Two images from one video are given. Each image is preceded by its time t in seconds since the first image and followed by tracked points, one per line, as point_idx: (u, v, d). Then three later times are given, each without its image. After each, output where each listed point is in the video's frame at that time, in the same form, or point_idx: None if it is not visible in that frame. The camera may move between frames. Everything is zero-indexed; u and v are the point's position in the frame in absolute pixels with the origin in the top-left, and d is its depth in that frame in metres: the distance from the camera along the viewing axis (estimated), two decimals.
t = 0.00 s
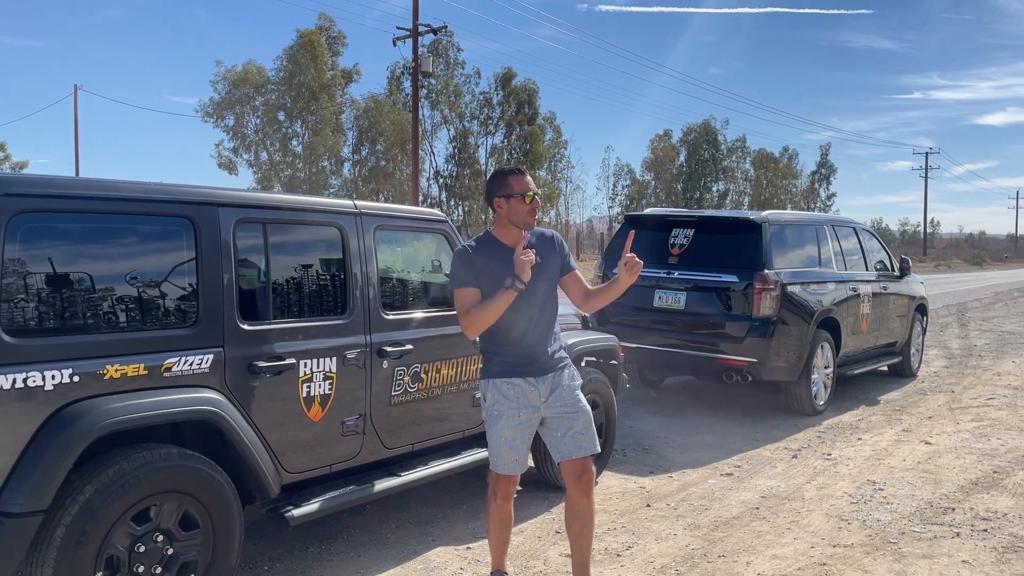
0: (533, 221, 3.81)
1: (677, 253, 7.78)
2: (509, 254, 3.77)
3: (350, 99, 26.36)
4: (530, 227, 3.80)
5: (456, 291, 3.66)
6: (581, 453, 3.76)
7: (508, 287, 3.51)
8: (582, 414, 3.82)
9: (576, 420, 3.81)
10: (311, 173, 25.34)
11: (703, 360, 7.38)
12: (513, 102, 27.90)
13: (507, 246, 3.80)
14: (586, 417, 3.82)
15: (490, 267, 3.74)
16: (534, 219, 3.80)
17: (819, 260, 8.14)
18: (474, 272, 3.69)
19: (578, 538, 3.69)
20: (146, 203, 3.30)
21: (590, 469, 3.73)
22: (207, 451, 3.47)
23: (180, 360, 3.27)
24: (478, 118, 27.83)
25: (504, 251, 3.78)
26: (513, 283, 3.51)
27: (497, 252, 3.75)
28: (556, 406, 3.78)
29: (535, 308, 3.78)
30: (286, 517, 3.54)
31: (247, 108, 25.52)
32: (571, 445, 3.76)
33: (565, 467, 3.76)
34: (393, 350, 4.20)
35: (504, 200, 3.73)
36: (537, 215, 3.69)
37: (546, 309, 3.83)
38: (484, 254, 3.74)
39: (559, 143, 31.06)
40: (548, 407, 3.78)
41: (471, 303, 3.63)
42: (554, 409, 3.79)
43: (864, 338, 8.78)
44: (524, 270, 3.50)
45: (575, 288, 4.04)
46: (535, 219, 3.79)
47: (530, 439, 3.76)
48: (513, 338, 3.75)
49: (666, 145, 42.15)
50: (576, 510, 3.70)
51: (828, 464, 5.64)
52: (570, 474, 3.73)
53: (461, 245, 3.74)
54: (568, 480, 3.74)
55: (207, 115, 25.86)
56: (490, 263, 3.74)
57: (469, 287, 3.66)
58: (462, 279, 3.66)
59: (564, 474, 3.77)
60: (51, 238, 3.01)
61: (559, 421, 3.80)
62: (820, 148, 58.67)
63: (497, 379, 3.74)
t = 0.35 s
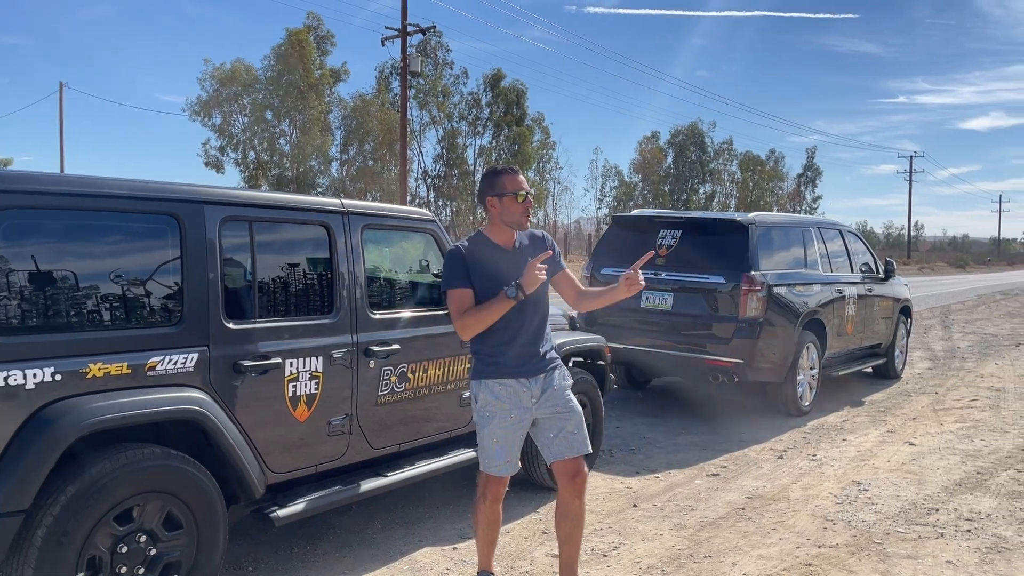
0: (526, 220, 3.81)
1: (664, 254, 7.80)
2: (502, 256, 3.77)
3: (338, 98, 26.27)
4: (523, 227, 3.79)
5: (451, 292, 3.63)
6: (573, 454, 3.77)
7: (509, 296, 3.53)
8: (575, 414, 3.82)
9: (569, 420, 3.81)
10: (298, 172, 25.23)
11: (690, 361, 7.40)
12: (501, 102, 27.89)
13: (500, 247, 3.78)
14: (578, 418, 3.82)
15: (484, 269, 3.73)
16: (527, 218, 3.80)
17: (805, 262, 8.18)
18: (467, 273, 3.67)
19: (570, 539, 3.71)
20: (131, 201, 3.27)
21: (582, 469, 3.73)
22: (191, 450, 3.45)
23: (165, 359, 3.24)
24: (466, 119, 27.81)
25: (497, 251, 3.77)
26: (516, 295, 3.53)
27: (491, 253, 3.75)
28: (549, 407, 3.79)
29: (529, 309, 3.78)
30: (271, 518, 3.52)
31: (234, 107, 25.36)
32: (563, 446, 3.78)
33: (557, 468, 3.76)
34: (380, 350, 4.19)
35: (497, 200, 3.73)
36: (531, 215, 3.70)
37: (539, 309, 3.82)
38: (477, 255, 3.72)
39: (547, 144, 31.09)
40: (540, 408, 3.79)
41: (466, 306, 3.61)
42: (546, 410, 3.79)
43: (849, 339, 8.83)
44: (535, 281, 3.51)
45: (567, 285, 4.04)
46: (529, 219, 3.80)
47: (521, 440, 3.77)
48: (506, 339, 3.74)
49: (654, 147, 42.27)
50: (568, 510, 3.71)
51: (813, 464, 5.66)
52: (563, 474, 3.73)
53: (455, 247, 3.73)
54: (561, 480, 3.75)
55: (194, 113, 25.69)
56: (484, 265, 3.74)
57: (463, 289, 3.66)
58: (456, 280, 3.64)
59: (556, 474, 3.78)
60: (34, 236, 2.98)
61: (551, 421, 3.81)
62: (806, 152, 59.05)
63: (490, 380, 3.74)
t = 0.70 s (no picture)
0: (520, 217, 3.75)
1: (654, 255, 7.77)
2: (495, 257, 3.74)
3: (324, 98, 26.12)
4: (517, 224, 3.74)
5: (426, 286, 3.76)
6: (565, 458, 3.71)
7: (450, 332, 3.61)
8: (567, 418, 3.76)
9: (561, 424, 3.75)
10: (284, 172, 25.06)
11: (680, 362, 7.38)
12: (489, 103, 27.83)
13: (495, 247, 3.76)
14: (570, 421, 3.76)
15: (475, 268, 3.72)
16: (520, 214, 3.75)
17: (795, 264, 8.19)
18: (452, 273, 3.73)
19: (563, 542, 3.66)
20: (117, 197, 3.20)
21: (575, 473, 3.67)
22: (177, 452, 3.37)
23: (152, 359, 3.17)
24: (454, 119, 27.73)
25: (493, 251, 3.74)
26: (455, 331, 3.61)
27: (484, 254, 3.73)
28: (540, 409, 3.73)
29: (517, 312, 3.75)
30: (258, 521, 3.45)
31: (219, 105, 25.13)
32: (554, 450, 3.72)
33: (548, 471, 3.71)
34: (370, 351, 4.13)
35: (489, 197, 3.72)
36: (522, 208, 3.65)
37: (529, 313, 3.78)
38: (470, 254, 3.72)
39: (535, 145, 31.06)
40: (531, 410, 3.73)
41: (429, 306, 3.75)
42: (537, 413, 3.74)
43: (838, 341, 8.84)
44: (470, 341, 3.49)
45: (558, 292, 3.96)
46: (523, 215, 3.75)
47: (511, 442, 3.72)
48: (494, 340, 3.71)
49: (641, 149, 42.36)
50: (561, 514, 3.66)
51: (804, 467, 5.65)
52: (555, 477, 3.69)
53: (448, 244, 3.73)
54: (553, 483, 3.70)
55: (179, 111, 25.46)
56: (476, 264, 3.72)
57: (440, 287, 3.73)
58: (437, 278, 3.71)
59: (549, 477, 3.73)
60: (17, 232, 2.90)
61: (542, 424, 3.76)
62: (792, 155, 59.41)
63: (479, 380, 3.71)
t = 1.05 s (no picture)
0: (512, 214, 3.69)
1: (649, 256, 7.74)
2: (499, 254, 3.69)
3: (313, 97, 25.97)
4: (507, 221, 3.69)
5: (431, 282, 3.69)
6: (561, 459, 3.65)
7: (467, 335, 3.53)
8: (563, 419, 3.71)
9: (557, 426, 3.70)
10: (273, 171, 24.88)
11: (674, 364, 7.35)
12: (478, 103, 27.76)
13: (498, 245, 3.71)
14: (566, 423, 3.71)
15: (478, 265, 3.67)
16: (511, 212, 3.68)
17: (788, 265, 8.18)
18: (455, 269, 3.68)
19: (561, 546, 3.62)
20: (110, 194, 3.12)
21: (571, 475, 3.64)
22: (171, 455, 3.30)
23: (145, 360, 3.09)
24: (444, 119, 27.65)
25: (496, 250, 3.70)
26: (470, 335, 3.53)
27: (484, 250, 3.68)
28: (536, 410, 3.68)
29: (514, 310, 3.70)
30: (254, 526, 3.38)
31: (207, 104, 24.92)
32: (550, 451, 3.66)
33: (544, 473, 3.66)
34: (366, 352, 4.06)
35: (484, 192, 3.73)
36: (503, 206, 3.58)
37: (527, 312, 3.73)
38: (473, 251, 3.68)
39: (524, 146, 31.03)
40: (527, 411, 3.67)
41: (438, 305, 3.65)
42: (533, 414, 3.68)
43: (831, 344, 8.85)
44: (488, 345, 3.43)
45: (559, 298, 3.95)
46: (513, 212, 3.67)
47: (507, 444, 3.66)
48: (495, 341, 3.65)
49: (630, 150, 42.39)
50: (559, 517, 3.62)
51: (800, 470, 5.63)
52: (552, 480, 3.64)
53: (449, 238, 3.69)
54: (549, 485, 3.66)
55: (166, 109, 25.24)
56: (476, 260, 3.68)
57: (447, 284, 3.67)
58: (440, 274, 3.66)
59: (546, 480, 3.68)
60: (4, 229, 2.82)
61: (538, 426, 3.70)
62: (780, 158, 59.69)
63: (474, 381, 3.65)
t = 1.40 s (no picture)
0: (512, 214, 3.63)
1: (647, 258, 7.72)
2: (499, 253, 3.64)
3: (305, 96, 25.83)
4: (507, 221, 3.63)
5: (429, 281, 3.60)
6: (558, 463, 3.60)
7: (467, 326, 3.43)
8: (560, 422, 3.66)
9: (555, 429, 3.64)
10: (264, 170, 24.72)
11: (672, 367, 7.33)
12: (470, 104, 27.69)
13: (497, 244, 3.65)
14: (563, 426, 3.65)
15: (478, 264, 3.61)
16: (512, 211, 3.63)
17: (785, 268, 8.17)
18: (454, 268, 3.61)
19: (561, 549, 3.57)
20: (108, 194, 3.06)
21: (567, 478, 3.60)
22: (169, 460, 3.24)
23: (144, 363, 3.04)
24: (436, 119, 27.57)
25: (496, 249, 3.64)
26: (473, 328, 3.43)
27: (483, 249, 3.62)
28: (533, 413, 3.61)
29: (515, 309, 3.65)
30: (254, 532, 3.32)
31: (198, 102, 24.75)
32: (547, 454, 3.60)
33: (541, 477, 3.61)
34: (367, 354, 4.00)
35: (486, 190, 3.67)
36: (504, 206, 3.52)
37: (527, 312, 3.68)
38: (473, 250, 3.62)
39: (517, 146, 30.98)
40: (525, 414, 3.60)
41: (438, 304, 3.57)
42: (531, 417, 3.61)
43: (827, 346, 8.84)
44: (489, 330, 3.32)
45: (559, 296, 3.98)
46: (514, 212, 3.61)
47: (504, 447, 3.60)
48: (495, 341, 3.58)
49: (622, 151, 42.41)
50: (558, 521, 3.57)
51: (800, 474, 5.60)
52: (547, 483, 3.59)
53: (448, 237, 3.62)
54: (547, 489, 3.60)
55: (156, 107, 25.05)
56: (476, 258, 3.62)
57: (446, 283, 3.60)
58: (439, 273, 3.58)
59: (541, 484, 3.63)
60: None
61: (535, 429, 3.63)
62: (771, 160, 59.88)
63: (472, 384, 3.57)
